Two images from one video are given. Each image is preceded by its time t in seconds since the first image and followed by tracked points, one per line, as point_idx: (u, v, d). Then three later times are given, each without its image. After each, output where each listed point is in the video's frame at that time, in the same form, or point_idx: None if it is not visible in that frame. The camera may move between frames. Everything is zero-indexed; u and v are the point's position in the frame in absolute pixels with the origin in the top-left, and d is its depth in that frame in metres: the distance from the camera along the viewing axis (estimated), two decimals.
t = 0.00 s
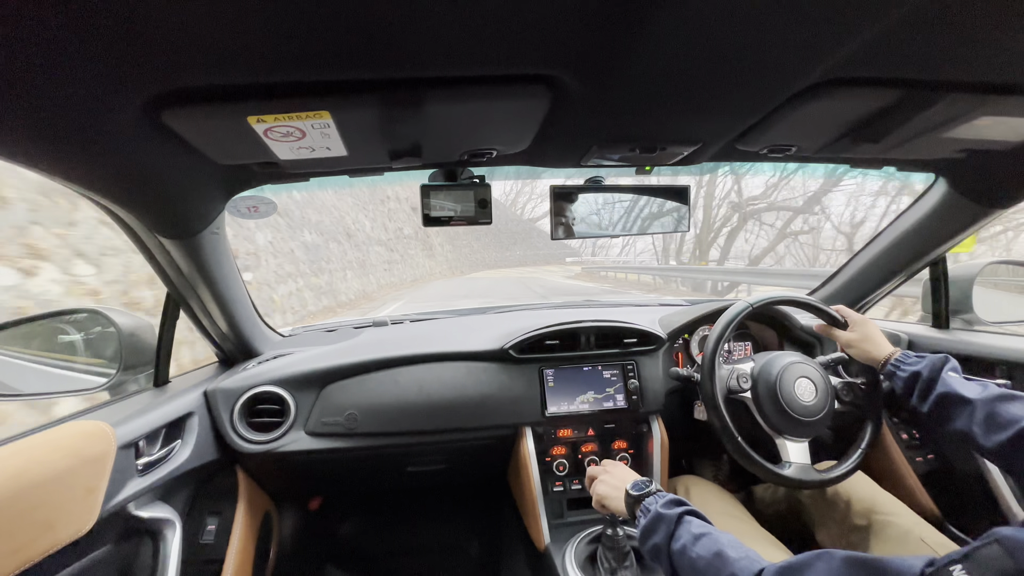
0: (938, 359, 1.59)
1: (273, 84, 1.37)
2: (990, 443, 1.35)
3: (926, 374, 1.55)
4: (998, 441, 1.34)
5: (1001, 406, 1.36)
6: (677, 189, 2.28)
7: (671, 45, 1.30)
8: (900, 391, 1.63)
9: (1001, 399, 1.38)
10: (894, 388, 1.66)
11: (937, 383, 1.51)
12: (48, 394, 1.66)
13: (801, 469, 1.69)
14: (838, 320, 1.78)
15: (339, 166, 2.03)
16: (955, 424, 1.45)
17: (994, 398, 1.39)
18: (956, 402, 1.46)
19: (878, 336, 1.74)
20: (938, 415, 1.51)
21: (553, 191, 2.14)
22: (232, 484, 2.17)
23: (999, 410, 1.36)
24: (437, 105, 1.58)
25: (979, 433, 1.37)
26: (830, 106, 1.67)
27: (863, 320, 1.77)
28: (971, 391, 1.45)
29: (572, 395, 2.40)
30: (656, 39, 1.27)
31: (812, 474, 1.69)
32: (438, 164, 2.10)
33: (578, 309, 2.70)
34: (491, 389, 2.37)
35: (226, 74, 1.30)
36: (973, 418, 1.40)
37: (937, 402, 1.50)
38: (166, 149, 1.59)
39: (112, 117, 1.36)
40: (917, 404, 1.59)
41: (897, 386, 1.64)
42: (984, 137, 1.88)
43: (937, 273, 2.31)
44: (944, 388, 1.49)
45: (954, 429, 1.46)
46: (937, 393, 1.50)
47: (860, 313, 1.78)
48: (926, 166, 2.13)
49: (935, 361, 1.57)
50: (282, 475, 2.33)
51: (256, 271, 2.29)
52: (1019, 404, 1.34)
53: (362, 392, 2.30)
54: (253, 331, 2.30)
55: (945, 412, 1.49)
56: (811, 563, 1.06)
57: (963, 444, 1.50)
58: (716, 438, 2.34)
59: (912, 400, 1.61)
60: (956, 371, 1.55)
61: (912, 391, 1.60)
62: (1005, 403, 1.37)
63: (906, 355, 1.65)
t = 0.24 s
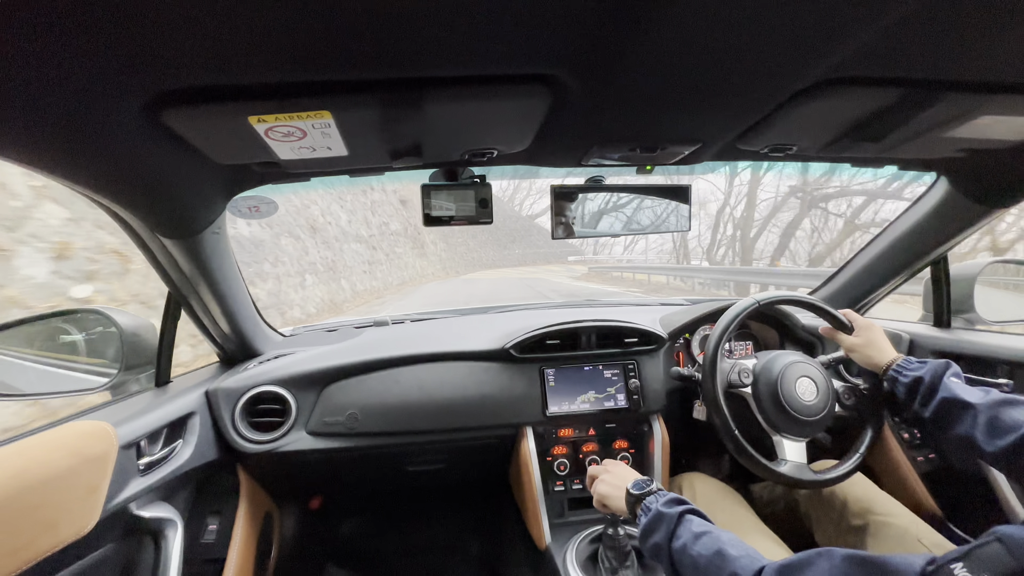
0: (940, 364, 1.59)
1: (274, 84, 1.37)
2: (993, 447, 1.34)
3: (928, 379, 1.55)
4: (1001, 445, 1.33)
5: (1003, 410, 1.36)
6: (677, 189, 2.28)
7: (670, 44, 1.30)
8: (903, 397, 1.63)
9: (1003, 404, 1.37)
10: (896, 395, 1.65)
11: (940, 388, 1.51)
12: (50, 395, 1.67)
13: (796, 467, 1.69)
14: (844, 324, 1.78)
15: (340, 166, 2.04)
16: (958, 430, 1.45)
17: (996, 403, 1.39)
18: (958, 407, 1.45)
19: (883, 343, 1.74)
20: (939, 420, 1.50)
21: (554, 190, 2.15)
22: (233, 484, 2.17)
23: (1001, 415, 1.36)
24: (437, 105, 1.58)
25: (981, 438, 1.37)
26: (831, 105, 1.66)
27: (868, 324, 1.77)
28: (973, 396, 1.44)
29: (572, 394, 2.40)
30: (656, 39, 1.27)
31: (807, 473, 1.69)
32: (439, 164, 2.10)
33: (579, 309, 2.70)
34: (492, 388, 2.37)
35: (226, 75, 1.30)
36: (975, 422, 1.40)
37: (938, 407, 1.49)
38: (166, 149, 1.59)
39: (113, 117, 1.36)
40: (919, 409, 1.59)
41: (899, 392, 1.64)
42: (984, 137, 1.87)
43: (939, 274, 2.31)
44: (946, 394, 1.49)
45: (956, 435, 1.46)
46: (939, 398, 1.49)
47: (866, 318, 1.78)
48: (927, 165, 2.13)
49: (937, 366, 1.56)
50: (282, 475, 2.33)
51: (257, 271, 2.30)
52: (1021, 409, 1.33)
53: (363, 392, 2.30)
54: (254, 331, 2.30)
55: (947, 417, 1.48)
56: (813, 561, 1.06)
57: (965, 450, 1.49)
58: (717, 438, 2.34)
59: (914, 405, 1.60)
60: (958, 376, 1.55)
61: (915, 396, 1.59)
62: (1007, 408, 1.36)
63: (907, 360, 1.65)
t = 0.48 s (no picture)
0: (937, 361, 1.58)
1: (275, 84, 1.37)
2: (993, 443, 1.35)
3: (926, 377, 1.54)
4: (1000, 441, 1.34)
5: (1001, 407, 1.36)
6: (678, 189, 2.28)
7: (671, 44, 1.29)
8: (901, 395, 1.63)
9: (1001, 400, 1.38)
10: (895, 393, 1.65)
11: (938, 385, 1.51)
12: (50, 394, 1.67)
13: (798, 468, 1.69)
14: (843, 322, 1.78)
15: (340, 166, 2.04)
16: (956, 427, 1.45)
17: (994, 399, 1.39)
18: (956, 404, 1.45)
19: (882, 342, 1.73)
20: (938, 417, 1.50)
21: (554, 190, 2.17)
22: (234, 484, 2.17)
23: (999, 412, 1.36)
24: (438, 106, 1.58)
25: (981, 434, 1.37)
26: (832, 105, 1.66)
27: (868, 324, 1.76)
28: (970, 392, 1.44)
29: (573, 394, 2.39)
30: (657, 39, 1.27)
31: (809, 474, 1.69)
32: (439, 164, 2.10)
33: (580, 309, 2.70)
34: (492, 388, 2.37)
35: (227, 75, 1.30)
36: (975, 419, 1.40)
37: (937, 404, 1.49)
38: (167, 149, 1.59)
39: (114, 117, 1.37)
40: (917, 406, 1.58)
41: (897, 389, 1.63)
42: (986, 137, 1.87)
43: (941, 272, 2.30)
44: (943, 390, 1.48)
45: (955, 432, 1.46)
46: (937, 395, 1.49)
47: (865, 317, 1.77)
48: (929, 165, 2.12)
49: (935, 364, 1.56)
50: (283, 475, 2.33)
51: (257, 271, 2.30)
52: (1019, 404, 1.34)
53: (364, 392, 2.30)
54: (254, 331, 2.30)
55: (945, 414, 1.48)
56: (813, 561, 1.06)
57: (964, 445, 1.49)
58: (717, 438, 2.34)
59: (912, 402, 1.60)
60: (956, 373, 1.54)
61: (913, 394, 1.59)
62: (1005, 404, 1.37)
63: (905, 359, 1.65)
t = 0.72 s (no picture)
0: (939, 362, 1.58)
1: (276, 86, 1.37)
2: (994, 444, 1.35)
3: (928, 378, 1.54)
4: (1002, 442, 1.34)
5: (1003, 407, 1.36)
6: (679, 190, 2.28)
7: (672, 46, 1.29)
8: (902, 396, 1.62)
9: (1003, 401, 1.38)
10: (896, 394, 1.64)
11: (939, 386, 1.50)
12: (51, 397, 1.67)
13: (799, 470, 1.69)
14: (845, 324, 1.77)
15: (341, 168, 2.04)
16: (958, 427, 1.44)
17: (996, 399, 1.39)
18: (957, 405, 1.45)
19: (883, 342, 1.73)
20: (939, 418, 1.50)
21: (554, 191, 2.17)
22: (235, 486, 2.17)
23: (1001, 412, 1.36)
24: (438, 107, 1.58)
25: (982, 435, 1.37)
26: (833, 106, 1.66)
27: (869, 324, 1.76)
28: (972, 393, 1.44)
29: (574, 396, 2.39)
30: (657, 40, 1.27)
31: (812, 475, 1.69)
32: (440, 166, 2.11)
33: (580, 311, 2.70)
34: (493, 390, 2.37)
35: (227, 77, 1.30)
36: (976, 420, 1.40)
37: (938, 405, 1.49)
38: (168, 151, 1.59)
39: (115, 120, 1.37)
40: (918, 407, 1.58)
41: (898, 391, 1.63)
42: (987, 137, 1.87)
43: (942, 274, 2.30)
44: (945, 391, 1.48)
45: (957, 433, 1.45)
46: (938, 396, 1.49)
47: (866, 317, 1.77)
48: (930, 166, 2.12)
49: (936, 365, 1.56)
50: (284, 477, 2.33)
51: (257, 273, 2.30)
52: (1021, 405, 1.34)
53: (365, 394, 2.30)
54: (255, 333, 2.30)
55: (947, 415, 1.47)
56: (817, 561, 1.06)
57: (965, 446, 1.49)
58: (717, 440, 2.34)
59: (913, 403, 1.60)
60: (957, 374, 1.54)
61: (914, 395, 1.59)
62: (1007, 404, 1.37)
63: (906, 360, 1.65)
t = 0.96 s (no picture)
0: (940, 366, 1.59)
1: (275, 84, 1.37)
2: (996, 448, 1.34)
3: (928, 381, 1.55)
4: (1003, 446, 1.33)
5: (1003, 411, 1.36)
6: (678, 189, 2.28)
7: (673, 44, 1.29)
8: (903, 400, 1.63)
9: (1004, 405, 1.37)
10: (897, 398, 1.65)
11: (940, 390, 1.51)
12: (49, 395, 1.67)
13: (794, 467, 1.71)
14: (847, 326, 1.79)
15: (340, 166, 2.04)
16: (960, 432, 1.44)
17: (997, 404, 1.39)
18: (958, 409, 1.45)
19: (884, 346, 1.74)
20: (941, 422, 1.50)
21: (553, 190, 2.18)
22: (234, 484, 2.17)
23: (1001, 416, 1.36)
24: (438, 106, 1.58)
25: (984, 439, 1.36)
26: (832, 105, 1.66)
27: (872, 328, 1.77)
28: (973, 397, 1.45)
29: (573, 395, 2.39)
30: (657, 39, 1.27)
31: (805, 474, 1.70)
32: (439, 164, 2.10)
33: (579, 309, 2.70)
34: (493, 388, 2.37)
35: (226, 74, 1.30)
36: (977, 424, 1.39)
37: (938, 408, 1.49)
38: (167, 149, 1.59)
39: (113, 116, 1.36)
40: (919, 412, 1.58)
41: (899, 395, 1.63)
42: (985, 137, 1.87)
43: (940, 270, 2.31)
44: (945, 394, 1.49)
45: (958, 437, 1.45)
46: (938, 399, 1.49)
47: (870, 321, 1.79)
48: (929, 165, 2.13)
49: (937, 368, 1.56)
50: (283, 476, 2.33)
51: (257, 271, 2.30)
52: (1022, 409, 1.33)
53: (364, 392, 2.30)
54: (254, 331, 2.30)
55: (948, 419, 1.48)
56: (815, 548, 1.06)
57: (968, 451, 1.49)
58: (717, 438, 2.35)
59: (914, 408, 1.60)
60: (959, 379, 1.55)
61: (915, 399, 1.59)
62: (1008, 408, 1.36)
63: (907, 364, 1.65)
